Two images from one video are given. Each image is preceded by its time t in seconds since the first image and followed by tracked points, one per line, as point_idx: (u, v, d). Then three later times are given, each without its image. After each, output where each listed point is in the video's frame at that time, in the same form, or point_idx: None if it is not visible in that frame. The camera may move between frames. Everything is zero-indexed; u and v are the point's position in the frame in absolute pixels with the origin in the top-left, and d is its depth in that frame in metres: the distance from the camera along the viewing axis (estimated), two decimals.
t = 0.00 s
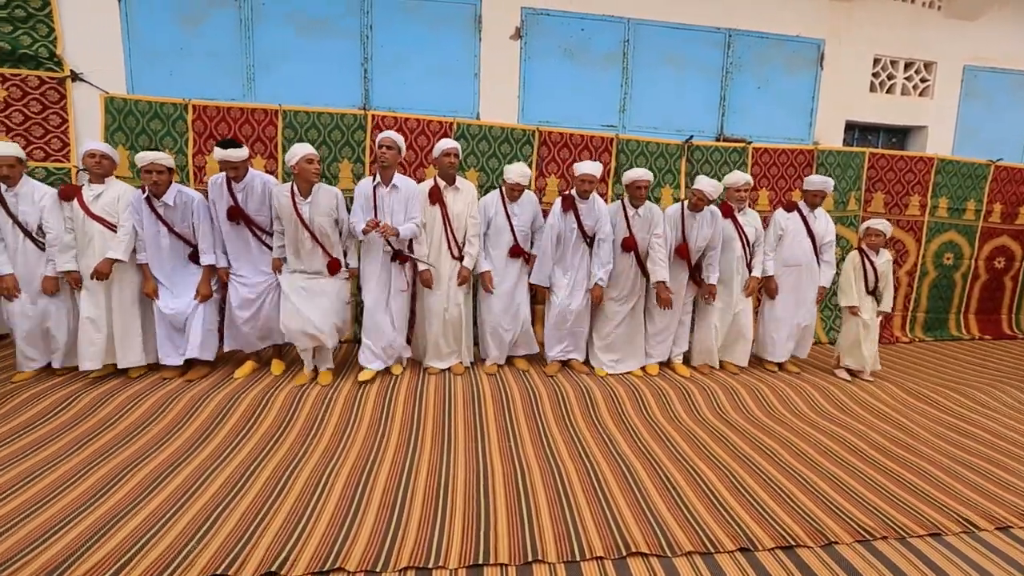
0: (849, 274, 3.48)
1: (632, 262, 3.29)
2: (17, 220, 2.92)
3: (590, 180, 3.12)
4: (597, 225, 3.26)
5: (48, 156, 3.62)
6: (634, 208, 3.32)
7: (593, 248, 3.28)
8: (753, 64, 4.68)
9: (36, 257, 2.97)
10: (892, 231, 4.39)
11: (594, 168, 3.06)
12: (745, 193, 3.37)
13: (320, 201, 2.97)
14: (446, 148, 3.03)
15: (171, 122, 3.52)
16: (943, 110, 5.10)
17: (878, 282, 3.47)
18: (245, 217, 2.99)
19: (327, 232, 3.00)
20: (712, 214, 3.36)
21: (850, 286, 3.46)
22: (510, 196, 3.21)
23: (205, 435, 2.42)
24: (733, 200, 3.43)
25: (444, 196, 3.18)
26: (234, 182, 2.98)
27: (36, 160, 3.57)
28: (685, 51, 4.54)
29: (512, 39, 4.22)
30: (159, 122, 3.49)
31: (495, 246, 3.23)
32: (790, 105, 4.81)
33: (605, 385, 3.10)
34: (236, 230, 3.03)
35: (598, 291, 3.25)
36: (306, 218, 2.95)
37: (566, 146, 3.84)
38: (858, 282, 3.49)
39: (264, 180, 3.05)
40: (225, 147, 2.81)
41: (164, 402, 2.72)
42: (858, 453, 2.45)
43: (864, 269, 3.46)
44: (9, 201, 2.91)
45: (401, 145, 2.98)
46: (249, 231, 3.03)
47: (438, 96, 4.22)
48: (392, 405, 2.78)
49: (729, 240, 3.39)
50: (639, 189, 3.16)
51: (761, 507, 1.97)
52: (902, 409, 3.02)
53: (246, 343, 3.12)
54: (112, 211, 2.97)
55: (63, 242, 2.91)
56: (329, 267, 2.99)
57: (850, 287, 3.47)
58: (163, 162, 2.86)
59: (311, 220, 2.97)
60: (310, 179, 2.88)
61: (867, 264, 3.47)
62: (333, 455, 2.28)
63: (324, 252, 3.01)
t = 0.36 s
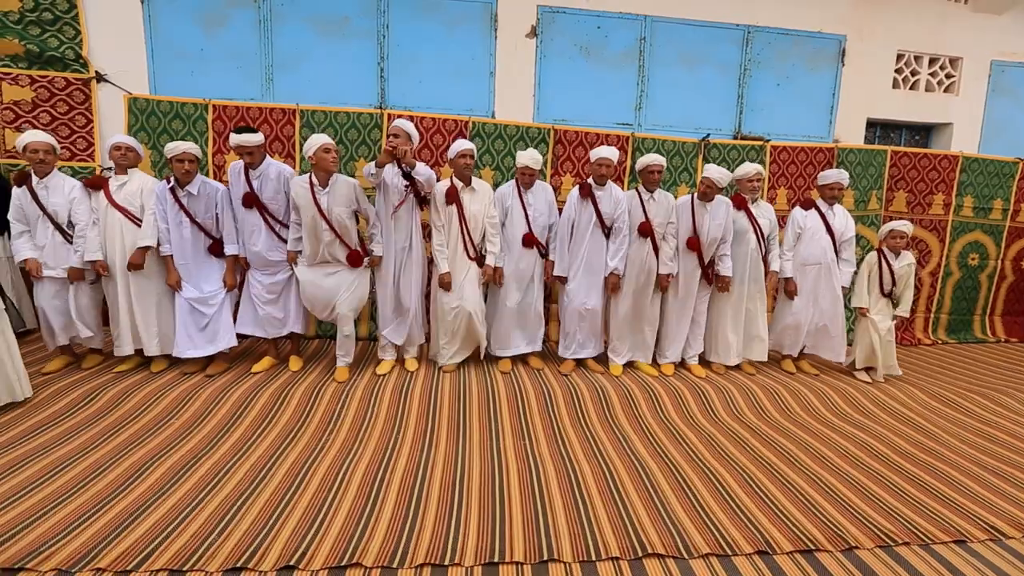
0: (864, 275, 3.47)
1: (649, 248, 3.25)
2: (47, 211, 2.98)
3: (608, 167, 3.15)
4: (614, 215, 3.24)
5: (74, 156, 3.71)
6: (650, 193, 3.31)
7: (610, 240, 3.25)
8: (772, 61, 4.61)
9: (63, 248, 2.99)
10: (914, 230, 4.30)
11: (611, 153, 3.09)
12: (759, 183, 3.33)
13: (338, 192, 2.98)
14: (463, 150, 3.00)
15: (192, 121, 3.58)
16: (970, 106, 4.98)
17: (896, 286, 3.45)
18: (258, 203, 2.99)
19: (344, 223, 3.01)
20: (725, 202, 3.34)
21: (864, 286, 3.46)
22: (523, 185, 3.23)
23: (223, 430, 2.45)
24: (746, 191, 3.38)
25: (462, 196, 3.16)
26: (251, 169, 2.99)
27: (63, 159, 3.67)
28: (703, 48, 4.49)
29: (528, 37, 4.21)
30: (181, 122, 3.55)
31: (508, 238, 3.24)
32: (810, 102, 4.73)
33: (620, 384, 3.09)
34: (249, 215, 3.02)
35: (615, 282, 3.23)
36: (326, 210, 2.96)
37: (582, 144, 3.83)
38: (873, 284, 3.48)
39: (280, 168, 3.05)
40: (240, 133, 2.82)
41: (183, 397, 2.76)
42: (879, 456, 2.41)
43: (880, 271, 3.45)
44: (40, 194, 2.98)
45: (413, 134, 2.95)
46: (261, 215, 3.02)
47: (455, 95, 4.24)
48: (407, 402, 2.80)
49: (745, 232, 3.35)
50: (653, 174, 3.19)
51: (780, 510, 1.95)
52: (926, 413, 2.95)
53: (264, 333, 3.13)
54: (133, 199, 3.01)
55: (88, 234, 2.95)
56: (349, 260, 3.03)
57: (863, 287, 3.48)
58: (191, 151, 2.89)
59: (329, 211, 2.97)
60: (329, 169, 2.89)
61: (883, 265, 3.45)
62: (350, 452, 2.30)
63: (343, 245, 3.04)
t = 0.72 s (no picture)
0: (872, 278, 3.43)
1: (659, 253, 3.26)
2: (64, 222, 3.00)
3: (610, 162, 3.17)
4: (620, 215, 3.25)
5: (93, 156, 3.78)
6: (658, 200, 3.30)
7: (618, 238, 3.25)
8: (787, 61, 4.57)
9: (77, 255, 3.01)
10: (931, 232, 4.24)
11: (611, 148, 3.12)
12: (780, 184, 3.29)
13: (342, 196, 2.90)
14: (480, 155, 3.01)
15: (208, 122, 3.63)
16: (989, 106, 4.89)
17: (907, 288, 3.40)
18: (268, 208, 2.94)
19: (350, 228, 2.93)
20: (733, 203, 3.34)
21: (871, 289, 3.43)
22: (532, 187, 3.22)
23: (235, 429, 2.47)
24: (763, 192, 3.36)
25: (479, 203, 3.15)
26: (262, 174, 2.95)
27: (83, 159, 3.75)
28: (716, 48, 4.46)
29: (540, 37, 4.21)
30: (197, 122, 3.60)
31: (521, 241, 3.24)
32: (825, 101, 4.68)
33: (631, 386, 3.08)
34: (259, 221, 2.97)
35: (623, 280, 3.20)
36: (330, 215, 2.87)
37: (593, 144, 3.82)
38: (881, 288, 3.45)
39: (287, 173, 2.98)
40: (251, 137, 2.79)
41: (197, 395, 2.80)
42: (894, 461, 2.38)
43: (888, 274, 3.40)
44: (57, 204, 3.00)
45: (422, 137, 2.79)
46: (271, 222, 2.97)
47: (467, 95, 4.25)
48: (418, 402, 2.81)
49: (760, 234, 3.34)
50: (661, 180, 3.18)
51: (793, 513, 1.93)
52: (943, 418, 2.91)
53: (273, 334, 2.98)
54: (157, 208, 3.07)
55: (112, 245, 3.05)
56: (352, 267, 2.95)
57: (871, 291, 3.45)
58: (199, 141, 2.89)
59: (334, 217, 2.89)
60: (335, 177, 2.81)
61: (891, 267, 3.40)
62: (361, 451, 2.31)
63: (347, 250, 2.95)
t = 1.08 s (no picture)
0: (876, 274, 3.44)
1: (662, 255, 3.28)
2: (62, 218, 3.00)
3: (609, 161, 3.18)
4: (620, 216, 3.24)
5: (99, 155, 3.81)
6: (662, 198, 3.31)
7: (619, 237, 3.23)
8: (792, 60, 4.55)
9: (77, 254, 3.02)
10: (936, 232, 4.22)
11: (610, 147, 3.13)
12: (787, 185, 3.30)
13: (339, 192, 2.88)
14: (487, 155, 3.02)
15: (213, 121, 3.65)
16: (996, 105, 4.86)
17: (911, 286, 3.40)
18: (265, 206, 2.92)
19: (348, 224, 2.92)
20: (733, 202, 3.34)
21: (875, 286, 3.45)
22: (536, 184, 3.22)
23: (240, 427, 2.49)
24: (773, 194, 3.35)
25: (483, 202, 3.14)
26: (259, 172, 2.94)
27: (89, 159, 3.77)
28: (721, 47, 4.45)
29: (544, 37, 4.21)
30: (202, 122, 3.62)
31: (523, 243, 3.25)
32: (830, 101, 4.66)
33: (634, 386, 3.08)
34: (257, 218, 2.96)
35: (622, 284, 3.22)
36: (328, 209, 2.86)
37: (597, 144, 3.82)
38: (887, 285, 3.45)
39: (286, 169, 2.99)
40: (248, 134, 2.78)
41: (201, 394, 2.82)
42: (898, 461, 2.38)
43: (892, 270, 3.41)
44: (55, 200, 3.00)
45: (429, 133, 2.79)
46: (270, 219, 2.96)
47: (471, 95, 4.25)
48: (421, 402, 2.83)
49: (768, 234, 3.33)
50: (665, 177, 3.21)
51: (797, 514, 1.93)
52: (947, 418, 2.90)
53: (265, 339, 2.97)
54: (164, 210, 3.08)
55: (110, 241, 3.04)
56: (351, 263, 2.92)
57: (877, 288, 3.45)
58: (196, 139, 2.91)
59: (333, 211, 2.88)
60: (332, 168, 2.79)
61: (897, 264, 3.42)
62: (365, 449, 2.33)
63: (347, 246, 2.93)
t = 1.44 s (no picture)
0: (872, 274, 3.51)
1: (659, 254, 3.29)
2: (57, 219, 2.99)
3: (606, 161, 3.18)
4: (620, 216, 3.24)
5: (98, 156, 3.81)
6: (660, 199, 3.32)
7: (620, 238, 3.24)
8: (791, 60, 4.56)
9: (73, 256, 3.01)
10: (935, 232, 4.23)
11: (606, 148, 3.13)
12: (789, 185, 3.30)
13: (334, 192, 2.87)
14: (489, 155, 3.01)
15: (212, 122, 3.65)
16: (995, 105, 4.87)
17: (906, 285, 3.46)
18: (258, 206, 2.90)
19: (344, 225, 2.91)
20: (733, 201, 3.35)
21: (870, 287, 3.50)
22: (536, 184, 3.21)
23: (240, 428, 2.50)
24: (775, 193, 3.36)
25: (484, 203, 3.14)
26: (251, 171, 2.91)
27: (88, 159, 3.77)
28: (720, 47, 4.45)
29: (544, 37, 4.21)
30: (201, 122, 3.62)
31: (523, 241, 3.25)
32: (831, 101, 4.67)
33: (633, 386, 3.09)
34: (251, 222, 2.93)
35: (621, 282, 3.23)
36: (323, 208, 2.85)
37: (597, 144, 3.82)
38: (881, 284, 3.52)
39: (280, 169, 2.96)
40: (238, 132, 2.74)
41: (201, 395, 2.83)
42: (897, 461, 2.38)
43: (889, 271, 3.48)
44: (49, 201, 2.99)
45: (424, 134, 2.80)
46: (264, 223, 2.93)
47: (471, 95, 4.25)
48: (421, 402, 2.83)
49: (770, 233, 3.34)
50: (664, 179, 3.22)
51: (797, 514, 1.93)
52: (948, 418, 2.91)
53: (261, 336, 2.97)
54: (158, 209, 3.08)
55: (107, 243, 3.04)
56: (345, 263, 2.89)
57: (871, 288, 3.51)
58: (188, 136, 2.89)
59: (327, 210, 2.87)
60: (325, 167, 2.79)
61: (891, 264, 3.48)
62: (365, 450, 2.33)
63: (342, 247, 2.92)
